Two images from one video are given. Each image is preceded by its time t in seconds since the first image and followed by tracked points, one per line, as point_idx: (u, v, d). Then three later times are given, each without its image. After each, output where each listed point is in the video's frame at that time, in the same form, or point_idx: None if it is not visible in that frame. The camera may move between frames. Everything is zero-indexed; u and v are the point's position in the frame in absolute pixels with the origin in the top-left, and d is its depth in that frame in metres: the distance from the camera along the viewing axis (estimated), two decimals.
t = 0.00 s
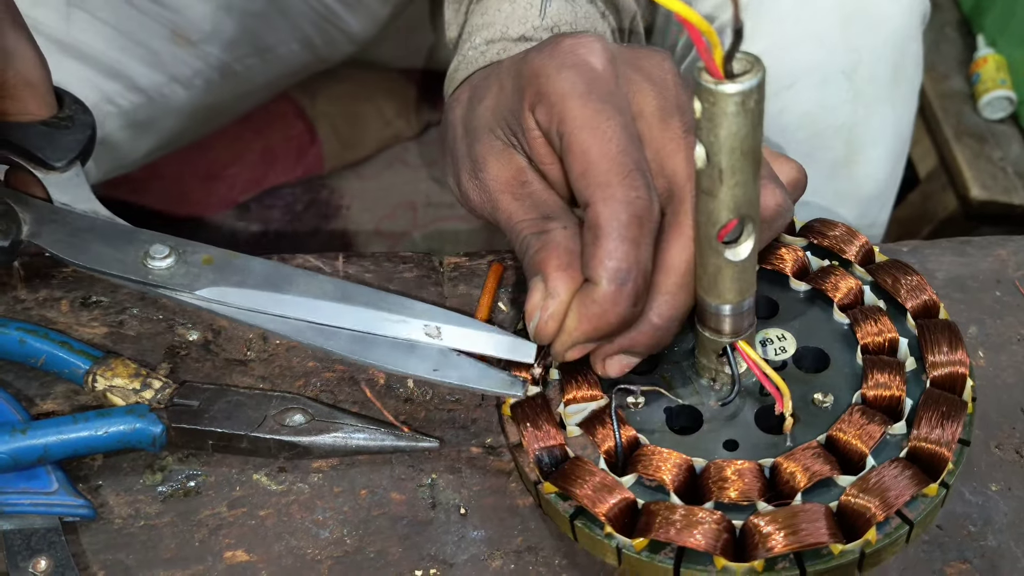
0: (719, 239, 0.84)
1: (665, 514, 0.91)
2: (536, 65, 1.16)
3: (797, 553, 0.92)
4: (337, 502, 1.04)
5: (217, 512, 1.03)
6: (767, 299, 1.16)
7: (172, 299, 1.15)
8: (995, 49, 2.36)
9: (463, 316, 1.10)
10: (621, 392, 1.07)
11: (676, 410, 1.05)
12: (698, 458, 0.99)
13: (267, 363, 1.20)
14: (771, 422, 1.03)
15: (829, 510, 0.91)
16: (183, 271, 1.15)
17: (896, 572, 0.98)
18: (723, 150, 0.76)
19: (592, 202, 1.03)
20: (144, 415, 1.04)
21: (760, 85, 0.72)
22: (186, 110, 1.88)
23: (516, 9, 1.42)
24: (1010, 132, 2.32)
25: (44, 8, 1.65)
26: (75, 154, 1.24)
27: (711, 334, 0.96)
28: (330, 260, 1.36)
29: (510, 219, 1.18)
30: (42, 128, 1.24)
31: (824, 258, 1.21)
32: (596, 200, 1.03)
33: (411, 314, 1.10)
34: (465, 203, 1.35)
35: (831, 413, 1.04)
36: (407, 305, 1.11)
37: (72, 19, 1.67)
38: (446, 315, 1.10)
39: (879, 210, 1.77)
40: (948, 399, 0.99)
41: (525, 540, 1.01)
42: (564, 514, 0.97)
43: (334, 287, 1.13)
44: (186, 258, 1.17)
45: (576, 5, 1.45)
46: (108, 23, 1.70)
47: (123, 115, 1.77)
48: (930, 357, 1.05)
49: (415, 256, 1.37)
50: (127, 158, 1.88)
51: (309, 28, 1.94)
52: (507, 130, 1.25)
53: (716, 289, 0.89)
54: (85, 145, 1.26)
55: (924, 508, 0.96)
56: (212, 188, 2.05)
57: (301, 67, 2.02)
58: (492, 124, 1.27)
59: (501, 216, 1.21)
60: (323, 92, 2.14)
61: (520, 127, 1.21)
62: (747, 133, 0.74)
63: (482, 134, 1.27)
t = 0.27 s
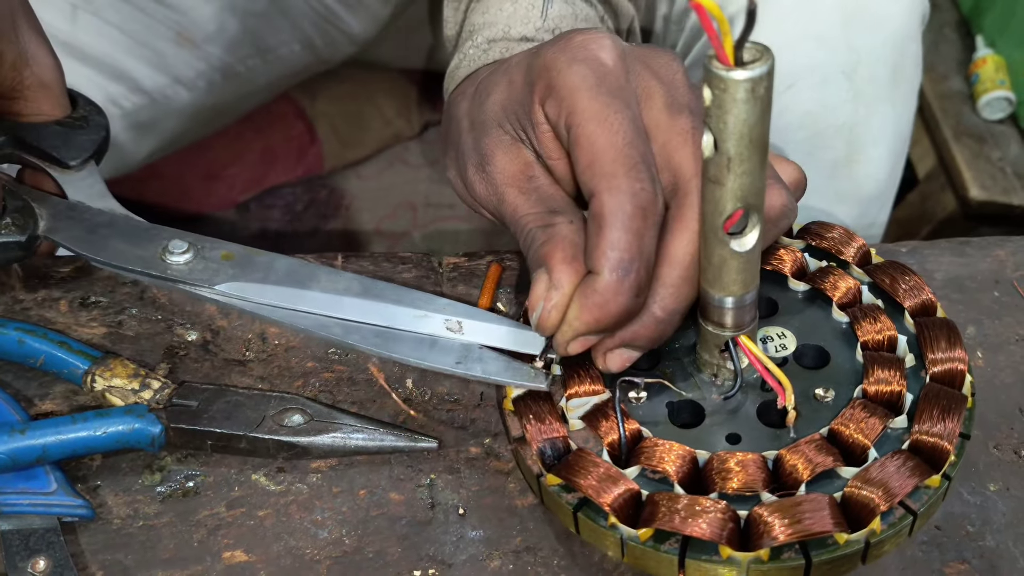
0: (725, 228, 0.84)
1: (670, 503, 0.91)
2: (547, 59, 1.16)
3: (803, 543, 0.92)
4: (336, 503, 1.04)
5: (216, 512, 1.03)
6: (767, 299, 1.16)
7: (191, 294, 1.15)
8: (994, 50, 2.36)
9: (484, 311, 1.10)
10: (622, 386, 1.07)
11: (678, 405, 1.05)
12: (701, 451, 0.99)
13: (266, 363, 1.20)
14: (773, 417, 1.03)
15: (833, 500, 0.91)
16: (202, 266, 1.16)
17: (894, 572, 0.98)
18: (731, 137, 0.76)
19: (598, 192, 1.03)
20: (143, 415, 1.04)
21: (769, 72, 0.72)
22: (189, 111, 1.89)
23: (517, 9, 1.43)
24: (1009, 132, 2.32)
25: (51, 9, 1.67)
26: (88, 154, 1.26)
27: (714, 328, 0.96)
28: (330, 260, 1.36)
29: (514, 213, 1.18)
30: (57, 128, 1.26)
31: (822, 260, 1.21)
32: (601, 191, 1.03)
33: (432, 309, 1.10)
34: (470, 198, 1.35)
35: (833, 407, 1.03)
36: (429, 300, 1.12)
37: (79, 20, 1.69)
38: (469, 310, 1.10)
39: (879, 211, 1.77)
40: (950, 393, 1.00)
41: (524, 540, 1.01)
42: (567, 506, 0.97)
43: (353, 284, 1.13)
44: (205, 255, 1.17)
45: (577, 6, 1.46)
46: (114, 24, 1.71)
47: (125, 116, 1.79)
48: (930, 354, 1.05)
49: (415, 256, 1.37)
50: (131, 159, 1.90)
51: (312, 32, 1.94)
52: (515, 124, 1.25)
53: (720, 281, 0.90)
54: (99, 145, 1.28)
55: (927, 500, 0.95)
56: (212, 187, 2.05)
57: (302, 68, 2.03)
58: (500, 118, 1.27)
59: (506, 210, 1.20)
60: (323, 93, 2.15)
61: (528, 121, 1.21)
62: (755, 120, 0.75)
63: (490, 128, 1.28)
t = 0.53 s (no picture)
0: (728, 224, 0.84)
1: (672, 500, 0.91)
2: (551, 57, 1.16)
3: (805, 540, 0.92)
4: (336, 502, 1.04)
5: (216, 511, 1.03)
6: (767, 298, 1.15)
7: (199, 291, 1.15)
8: (994, 49, 2.37)
9: (490, 309, 1.11)
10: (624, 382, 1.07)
11: (679, 402, 1.05)
12: (702, 448, 1.00)
13: (265, 362, 1.20)
14: (774, 414, 1.03)
15: (834, 497, 0.91)
16: (208, 262, 1.16)
17: (894, 571, 0.98)
18: (734, 132, 0.76)
19: (599, 188, 1.03)
20: (143, 414, 1.04)
21: (772, 67, 0.72)
22: (191, 110, 1.88)
23: (518, 9, 1.43)
24: (1008, 132, 2.32)
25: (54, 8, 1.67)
26: (94, 150, 1.29)
27: (715, 325, 0.97)
28: (330, 259, 1.36)
29: (516, 209, 1.18)
30: (62, 126, 1.29)
31: (822, 259, 1.21)
32: (603, 186, 1.03)
33: (439, 307, 1.10)
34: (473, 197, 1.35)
35: (834, 404, 1.03)
36: (436, 298, 1.12)
37: (81, 20, 1.69)
38: (476, 308, 1.10)
39: (880, 210, 1.77)
40: (950, 391, 1.00)
41: (523, 539, 1.01)
42: (569, 503, 0.97)
43: (359, 282, 1.13)
44: (213, 251, 1.17)
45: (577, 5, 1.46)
46: (116, 24, 1.72)
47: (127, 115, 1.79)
48: (931, 352, 1.05)
49: (414, 256, 1.37)
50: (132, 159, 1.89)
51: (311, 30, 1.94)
52: (519, 122, 1.25)
53: (722, 277, 0.90)
54: (105, 141, 1.31)
55: (929, 496, 0.95)
56: (212, 187, 2.05)
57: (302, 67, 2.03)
58: (503, 116, 1.27)
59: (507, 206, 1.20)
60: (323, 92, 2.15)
61: (532, 119, 1.21)
62: (759, 115, 0.75)
63: (492, 125, 1.28)
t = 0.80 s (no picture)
0: (728, 223, 0.84)
1: (672, 499, 0.91)
2: (552, 57, 1.17)
3: (805, 539, 0.91)
4: (335, 502, 1.04)
5: (215, 511, 1.03)
6: (766, 298, 1.15)
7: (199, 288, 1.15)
8: (993, 50, 2.37)
9: (493, 311, 1.10)
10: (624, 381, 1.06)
11: (679, 402, 1.05)
12: (702, 448, 0.99)
13: (265, 362, 1.20)
14: (774, 413, 1.03)
15: (834, 497, 0.91)
16: (209, 260, 1.16)
17: (894, 571, 0.98)
18: (734, 131, 0.76)
19: (595, 186, 1.04)
20: (142, 414, 1.04)
21: (773, 65, 0.72)
22: (191, 110, 1.88)
23: (518, 10, 1.43)
24: (1008, 132, 2.32)
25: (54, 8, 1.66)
26: (95, 146, 1.30)
27: (715, 324, 0.97)
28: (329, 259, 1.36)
29: (515, 208, 1.17)
30: (63, 122, 1.30)
31: (822, 259, 1.21)
32: (599, 184, 1.03)
33: (442, 308, 1.10)
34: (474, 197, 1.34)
35: (834, 404, 1.03)
36: (439, 300, 1.12)
37: (82, 20, 1.69)
38: (479, 311, 1.10)
39: (881, 210, 1.77)
40: (950, 391, 0.99)
41: (523, 539, 1.01)
42: (568, 503, 0.97)
43: (361, 282, 1.13)
44: (214, 249, 1.17)
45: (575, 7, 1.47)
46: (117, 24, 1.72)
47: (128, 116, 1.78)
48: (930, 351, 1.05)
49: (414, 255, 1.37)
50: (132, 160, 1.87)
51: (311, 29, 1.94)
52: (520, 122, 1.25)
53: (721, 276, 0.90)
54: (105, 138, 1.31)
55: (928, 496, 0.95)
56: (211, 187, 2.04)
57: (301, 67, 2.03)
58: (505, 116, 1.27)
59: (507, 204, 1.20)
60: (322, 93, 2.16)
61: (533, 119, 1.21)
62: (759, 114, 0.75)
63: (493, 125, 1.27)
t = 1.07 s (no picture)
0: (745, 209, 0.84)
1: (690, 481, 0.91)
2: (557, 46, 1.20)
3: (822, 521, 0.91)
4: (335, 500, 1.04)
5: (215, 510, 1.03)
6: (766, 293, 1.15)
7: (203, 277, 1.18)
8: (994, 48, 2.37)
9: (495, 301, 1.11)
10: (633, 369, 1.06)
11: (686, 392, 1.04)
12: (714, 434, 0.99)
13: (265, 360, 1.20)
14: (781, 403, 1.03)
15: (847, 479, 0.91)
16: (212, 249, 1.19)
17: (895, 570, 0.98)
18: (759, 114, 0.76)
19: (598, 175, 1.09)
20: (143, 412, 1.04)
21: (802, 49, 0.73)
22: (193, 109, 1.87)
23: (528, 6, 1.43)
24: (1009, 131, 2.31)
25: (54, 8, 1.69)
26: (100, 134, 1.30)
27: (722, 313, 0.97)
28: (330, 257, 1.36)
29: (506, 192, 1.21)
30: (69, 109, 1.30)
31: (813, 258, 1.20)
32: (603, 174, 1.09)
33: (443, 299, 1.11)
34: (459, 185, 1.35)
35: (839, 394, 1.03)
36: (441, 290, 1.12)
37: (82, 19, 1.71)
38: (481, 301, 1.10)
39: (881, 209, 1.77)
40: (950, 379, 1.00)
41: (523, 538, 1.01)
42: (583, 489, 0.96)
43: (362, 271, 1.15)
44: (216, 239, 1.20)
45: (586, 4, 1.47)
46: (116, 23, 1.73)
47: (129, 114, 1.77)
48: (928, 345, 1.05)
49: (414, 254, 1.37)
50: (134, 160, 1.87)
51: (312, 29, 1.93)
52: (505, 107, 1.28)
53: (735, 263, 0.89)
54: (111, 124, 1.31)
55: (936, 480, 0.95)
56: (212, 185, 2.02)
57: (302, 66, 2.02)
58: (496, 96, 1.30)
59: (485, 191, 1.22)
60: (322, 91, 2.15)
61: (520, 103, 1.25)
62: (785, 97, 0.75)
63: (478, 104, 1.30)
